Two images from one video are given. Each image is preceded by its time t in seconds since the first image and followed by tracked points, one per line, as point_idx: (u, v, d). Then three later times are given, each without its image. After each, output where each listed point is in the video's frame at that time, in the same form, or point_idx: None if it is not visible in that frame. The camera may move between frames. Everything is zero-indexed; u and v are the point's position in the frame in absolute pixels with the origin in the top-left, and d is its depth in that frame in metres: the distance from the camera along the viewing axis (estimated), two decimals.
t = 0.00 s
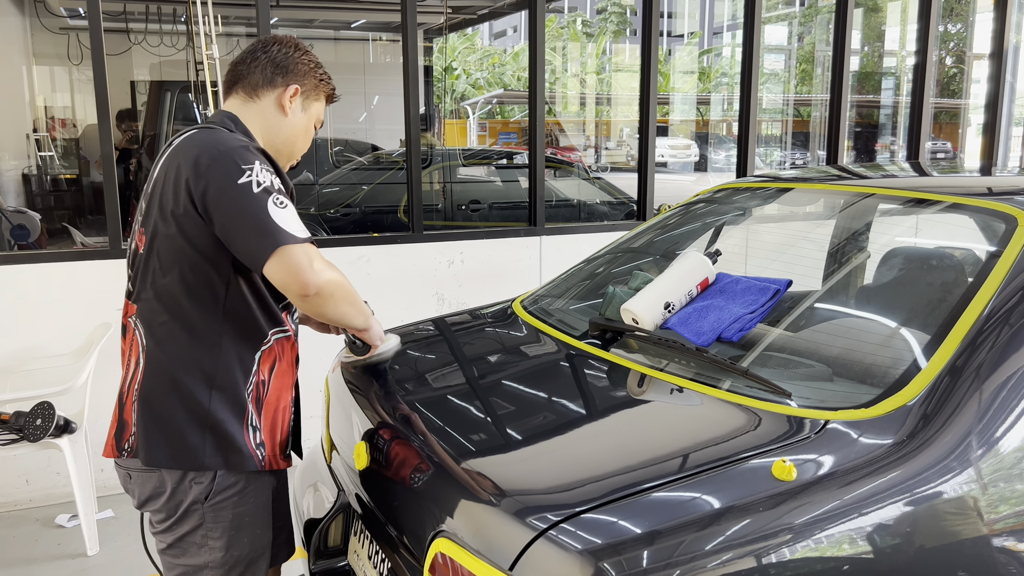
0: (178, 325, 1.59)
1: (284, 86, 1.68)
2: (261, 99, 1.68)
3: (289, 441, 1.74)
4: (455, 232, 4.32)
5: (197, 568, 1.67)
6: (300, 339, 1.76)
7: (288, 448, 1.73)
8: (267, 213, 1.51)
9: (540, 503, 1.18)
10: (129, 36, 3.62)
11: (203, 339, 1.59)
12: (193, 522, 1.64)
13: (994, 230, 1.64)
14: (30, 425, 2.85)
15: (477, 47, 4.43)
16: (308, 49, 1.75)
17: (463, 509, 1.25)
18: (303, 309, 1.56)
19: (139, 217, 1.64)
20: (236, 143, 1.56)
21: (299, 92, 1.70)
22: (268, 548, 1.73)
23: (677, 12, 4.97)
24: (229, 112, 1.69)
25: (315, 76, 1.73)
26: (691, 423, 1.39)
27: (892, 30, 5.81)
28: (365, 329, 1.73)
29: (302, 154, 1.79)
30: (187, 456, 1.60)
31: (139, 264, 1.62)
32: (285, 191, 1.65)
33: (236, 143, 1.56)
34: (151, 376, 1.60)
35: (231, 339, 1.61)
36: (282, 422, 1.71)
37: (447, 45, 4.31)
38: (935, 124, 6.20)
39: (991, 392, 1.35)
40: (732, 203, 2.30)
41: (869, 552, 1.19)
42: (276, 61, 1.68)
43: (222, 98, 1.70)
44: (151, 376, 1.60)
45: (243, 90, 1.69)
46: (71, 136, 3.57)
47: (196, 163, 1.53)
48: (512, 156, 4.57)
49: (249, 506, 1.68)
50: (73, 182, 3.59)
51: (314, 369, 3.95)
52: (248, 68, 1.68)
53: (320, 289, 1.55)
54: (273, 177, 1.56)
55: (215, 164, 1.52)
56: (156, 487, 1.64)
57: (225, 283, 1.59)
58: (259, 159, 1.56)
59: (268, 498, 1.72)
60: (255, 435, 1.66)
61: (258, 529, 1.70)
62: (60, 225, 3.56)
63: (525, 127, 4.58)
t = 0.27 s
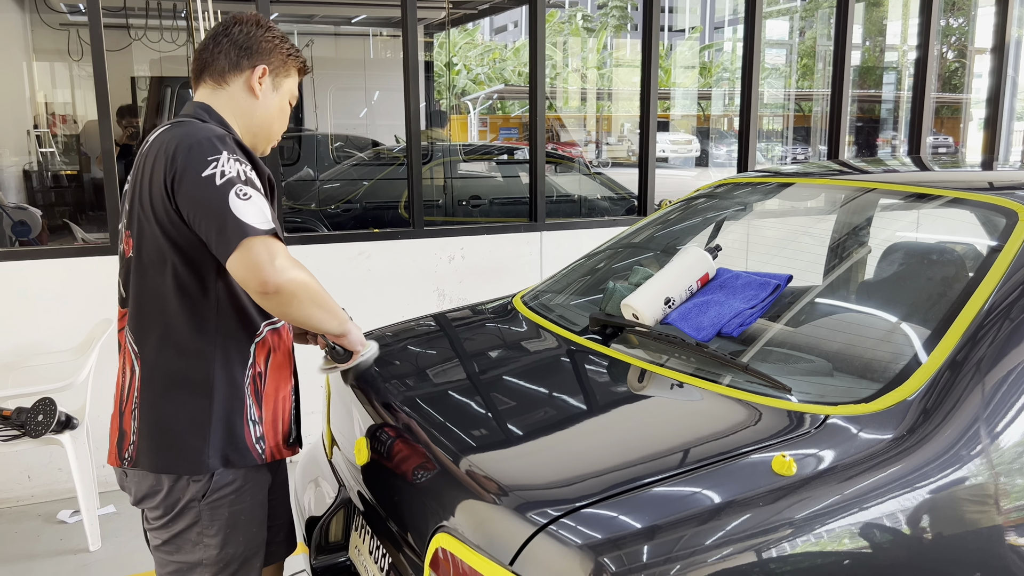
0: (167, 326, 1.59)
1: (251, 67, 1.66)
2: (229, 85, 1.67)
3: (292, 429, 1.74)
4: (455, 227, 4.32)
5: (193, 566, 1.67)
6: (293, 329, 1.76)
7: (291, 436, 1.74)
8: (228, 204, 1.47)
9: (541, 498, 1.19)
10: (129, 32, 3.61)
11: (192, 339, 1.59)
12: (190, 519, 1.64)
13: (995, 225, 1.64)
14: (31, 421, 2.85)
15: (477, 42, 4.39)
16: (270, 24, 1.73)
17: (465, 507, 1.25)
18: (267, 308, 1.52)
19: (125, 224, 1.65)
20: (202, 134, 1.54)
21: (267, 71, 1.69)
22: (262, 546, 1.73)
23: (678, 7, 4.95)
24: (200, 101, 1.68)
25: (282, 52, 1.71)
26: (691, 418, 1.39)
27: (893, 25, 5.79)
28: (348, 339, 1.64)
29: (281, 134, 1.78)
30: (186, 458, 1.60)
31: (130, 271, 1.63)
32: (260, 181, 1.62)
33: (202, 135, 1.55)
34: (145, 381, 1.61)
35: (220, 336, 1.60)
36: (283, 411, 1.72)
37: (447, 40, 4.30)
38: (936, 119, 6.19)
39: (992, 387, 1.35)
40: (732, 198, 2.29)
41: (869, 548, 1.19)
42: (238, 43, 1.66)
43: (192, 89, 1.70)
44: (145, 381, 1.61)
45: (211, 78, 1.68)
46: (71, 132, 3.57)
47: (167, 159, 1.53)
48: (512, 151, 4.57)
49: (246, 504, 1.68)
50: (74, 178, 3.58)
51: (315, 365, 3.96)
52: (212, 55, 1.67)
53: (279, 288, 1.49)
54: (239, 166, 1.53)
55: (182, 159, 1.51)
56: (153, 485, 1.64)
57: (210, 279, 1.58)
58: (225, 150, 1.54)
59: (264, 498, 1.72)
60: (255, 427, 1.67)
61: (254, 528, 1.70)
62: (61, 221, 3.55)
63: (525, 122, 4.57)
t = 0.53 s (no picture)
0: (168, 323, 1.59)
1: (239, 58, 1.66)
2: (220, 79, 1.67)
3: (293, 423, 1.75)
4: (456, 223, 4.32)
5: (192, 563, 1.67)
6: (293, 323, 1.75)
7: (293, 429, 1.74)
8: (215, 196, 1.47)
9: (543, 493, 1.19)
10: (129, 28, 3.61)
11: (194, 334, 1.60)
12: (190, 516, 1.65)
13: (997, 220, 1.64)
14: (33, 417, 2.86)
15: (477, 38, 4.39)
16: (253, 12, 1.72)
17: (467, 502, 1.25)
18: (256, 297, 1.52)
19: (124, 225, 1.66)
20: (194, 128, 1.55)
21: (255, 61, 1.68)
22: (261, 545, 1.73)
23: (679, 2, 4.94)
24: (193, 98, 1.68)
25: (268, 39, 1.70)
26: (692, 413, 1.39)
27: (894, 19, 5.77)
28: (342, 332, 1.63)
29: (275, 122, 1.79)
30: (193, 454, 1.61)
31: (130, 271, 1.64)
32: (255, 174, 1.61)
33: (196, 129, 1.55)
34: (148, 378, 1.62)
35: (221, 330, 1.60)
36: (285, 404, 1.72)
37: (448, 36, 4.29)
38: (938, 114, 6.18)
39: (994, 382, 1.35)
40: (734, 193, 2.29)
41: (871, 542, 1.18)
42: (224, 35, 1.66)
43: (183, 86, 1.70)
44: (147, 378, 1.61)
45: (200, 73, 1.68)
46: (72, 128, 3.57)
47: (161, 155, 1.54)
48: (513, 147, 4.56)
49: (246, 502, 1.68)
50: (76, 174, 3.59)
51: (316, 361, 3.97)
52: (199, 51, 1.67)
53: (267, 278, 1.49)
54: (231, 158, 1.53)
55: (175, 153, 1.52)
56: (153, 482, 1.65)
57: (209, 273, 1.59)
58: (218, 142, 1.54)
59: (264, 496, 1.72)
60: (259, 420, 1.66)
61: (254, 525, 1.71)
62: (62, 218, 3.55)
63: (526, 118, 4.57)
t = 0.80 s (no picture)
0: (177, 315, 1.59)
1: (261, 61, 1.66)
2: (242, 81, 1.67)
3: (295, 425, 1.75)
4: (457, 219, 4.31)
5: (198, 558, 1.68)
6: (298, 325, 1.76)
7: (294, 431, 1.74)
8: (234, 189, 1.47)
9: (544, 489, 1.19)
10: (129, 24, 3.60)
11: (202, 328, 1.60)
12: (194, 511, 1.65)
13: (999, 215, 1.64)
14: (35, 413, 2.86)
15: (478, 33, 4.38)
16: (274, 15, 1.72)
17: (468, 498, 1.25)
18: (273, 288, 1.52)
19: (137, 214, 1.66)
20: (217, 124, 1.55)
21: (277, 63, 1.68)
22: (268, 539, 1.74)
23: None
24: (216, 98, 1.68)
25: (289, 41, 1.70)
26: (694, 408, 1.39)
27: (896, 15, 5.75)
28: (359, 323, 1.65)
29: (297, 125, 1.78)
30: (194, 447, 1.61)
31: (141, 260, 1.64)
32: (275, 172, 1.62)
33: (219, 125, 1.56)
34: (154, 369, 1.62)
35: (229, 325, 1.60)
36: (287, 406, 1.72)
37: (448, 31, 4.29)
38: (939, 109, 6.17)
39: (995, 378, 1.35)
40: (735, 189, 2.29)
41: (873, 538, 1.19)
42: (246, 38, 1.66)
43: (206, 89, 1.70)
44: (154, 369, 1.61)
45: (223, 76, 1.68)
46: (73, 125, 3.56)
47: (182, 149, 1.54)
48: (514, 143, 4.56)
49: (250, 497, 1.68)
50: (76, 170, 3.59)
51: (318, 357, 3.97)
52: (222, 54, 1.67)
53: (284, 268, 1.50)
54: (252, 154, 1.53)
55: (196, 147, 1.52)
56: (157, 477, 1.65)
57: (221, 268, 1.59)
58: (239, 138, 1.54)
59: (269, 488, 1.73)
60: (263, 419, 1.66)
61: (259, 520, 1.71)
62: (63, 214, 3.56)
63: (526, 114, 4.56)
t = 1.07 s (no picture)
0: (188, 303, 1.60)
1: (292, 64, 1.66)
2: (272, 82, 1.67)
3: (296, 422, 1.74)
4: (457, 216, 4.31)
5: (198, 549, 1.68)
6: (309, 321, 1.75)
7: (294, 429, 1.74)
8: (259, 179, 1.49)
9: (545, 485, 1.19)
10: (128, 20, 3.60)
11: (212, 317, 1.60)
12: (194, 502, 1.65)
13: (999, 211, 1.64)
14: (35, 410, 2.86)
15: (477, 30, 4.39)
16: (310, 21, 1.72)
17: (465, 489, 1.26)
18: (297, 276, 1.54)
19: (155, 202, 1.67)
20: (240, 117, 1.57)
21: (308, 68, 1.68)
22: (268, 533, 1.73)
23: None
24: (244, 97, 1.68)
25: (321, 47, 1.70)
26: (693, 405, 1.39)
27: (896, 11, 5.74)
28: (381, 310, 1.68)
29: (324, 131, 1.77)
30: (197, 435, 1.61)
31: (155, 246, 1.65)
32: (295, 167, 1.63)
33: (243, 118, 1.57)
34: (162, 355, 1.62)
35: (238, 316, 1.61)
36: (289, 403, 1.71)
37: (448, 28, 4.29)
38: (939, 105, 6.17)
39: (996, 374, 1.35)
40: (735, 185, 2.28)
41: (873, 533, 1.19)
42: (279, 41, 1.66)
43: (236, 88, 1.70)
44: (163, 355, 1.62)
45: (254, 76, 1.68)
46: (72, 121, 3.56)
47: (204, 138, 1.55)
48: (514, 139, 4.55)
49: (250, 490, 1.68)
50: (75, 167, 3.58)
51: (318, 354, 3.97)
52: (255, 55, 1.67)
53: (309, 256, 1.52)
54: (275, 147, 1.55)
55: (219, 137, 1.54)
56: (158, 464, 1.66)
57: (233, 258, 1.59)
58: (262, 131, 1.56)
59: (271, 482, 1.72)
60: (264, 414, 1.66)
61: (258, 514, 1.70)
62: (63, 211, 3.57)
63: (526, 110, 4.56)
